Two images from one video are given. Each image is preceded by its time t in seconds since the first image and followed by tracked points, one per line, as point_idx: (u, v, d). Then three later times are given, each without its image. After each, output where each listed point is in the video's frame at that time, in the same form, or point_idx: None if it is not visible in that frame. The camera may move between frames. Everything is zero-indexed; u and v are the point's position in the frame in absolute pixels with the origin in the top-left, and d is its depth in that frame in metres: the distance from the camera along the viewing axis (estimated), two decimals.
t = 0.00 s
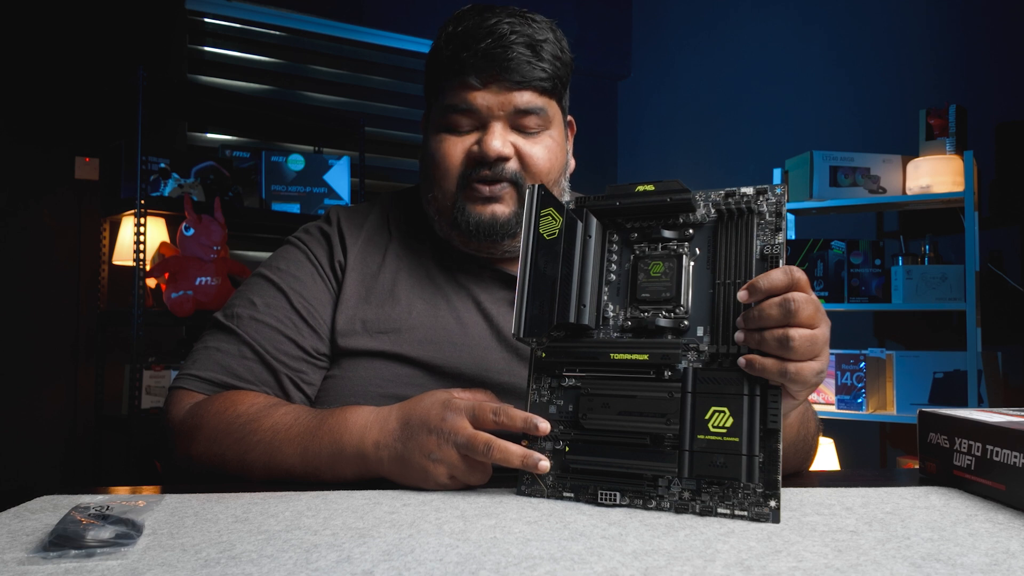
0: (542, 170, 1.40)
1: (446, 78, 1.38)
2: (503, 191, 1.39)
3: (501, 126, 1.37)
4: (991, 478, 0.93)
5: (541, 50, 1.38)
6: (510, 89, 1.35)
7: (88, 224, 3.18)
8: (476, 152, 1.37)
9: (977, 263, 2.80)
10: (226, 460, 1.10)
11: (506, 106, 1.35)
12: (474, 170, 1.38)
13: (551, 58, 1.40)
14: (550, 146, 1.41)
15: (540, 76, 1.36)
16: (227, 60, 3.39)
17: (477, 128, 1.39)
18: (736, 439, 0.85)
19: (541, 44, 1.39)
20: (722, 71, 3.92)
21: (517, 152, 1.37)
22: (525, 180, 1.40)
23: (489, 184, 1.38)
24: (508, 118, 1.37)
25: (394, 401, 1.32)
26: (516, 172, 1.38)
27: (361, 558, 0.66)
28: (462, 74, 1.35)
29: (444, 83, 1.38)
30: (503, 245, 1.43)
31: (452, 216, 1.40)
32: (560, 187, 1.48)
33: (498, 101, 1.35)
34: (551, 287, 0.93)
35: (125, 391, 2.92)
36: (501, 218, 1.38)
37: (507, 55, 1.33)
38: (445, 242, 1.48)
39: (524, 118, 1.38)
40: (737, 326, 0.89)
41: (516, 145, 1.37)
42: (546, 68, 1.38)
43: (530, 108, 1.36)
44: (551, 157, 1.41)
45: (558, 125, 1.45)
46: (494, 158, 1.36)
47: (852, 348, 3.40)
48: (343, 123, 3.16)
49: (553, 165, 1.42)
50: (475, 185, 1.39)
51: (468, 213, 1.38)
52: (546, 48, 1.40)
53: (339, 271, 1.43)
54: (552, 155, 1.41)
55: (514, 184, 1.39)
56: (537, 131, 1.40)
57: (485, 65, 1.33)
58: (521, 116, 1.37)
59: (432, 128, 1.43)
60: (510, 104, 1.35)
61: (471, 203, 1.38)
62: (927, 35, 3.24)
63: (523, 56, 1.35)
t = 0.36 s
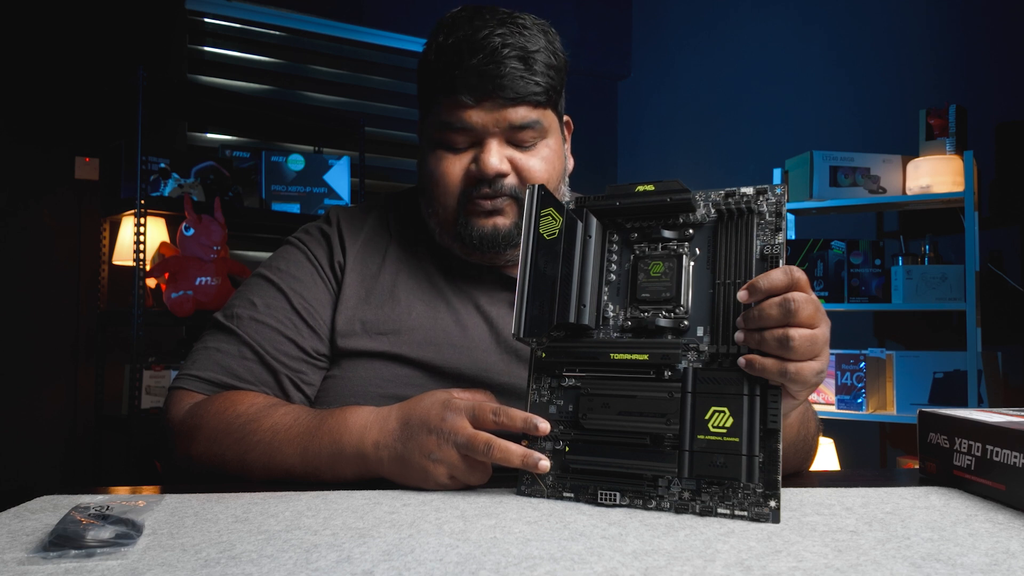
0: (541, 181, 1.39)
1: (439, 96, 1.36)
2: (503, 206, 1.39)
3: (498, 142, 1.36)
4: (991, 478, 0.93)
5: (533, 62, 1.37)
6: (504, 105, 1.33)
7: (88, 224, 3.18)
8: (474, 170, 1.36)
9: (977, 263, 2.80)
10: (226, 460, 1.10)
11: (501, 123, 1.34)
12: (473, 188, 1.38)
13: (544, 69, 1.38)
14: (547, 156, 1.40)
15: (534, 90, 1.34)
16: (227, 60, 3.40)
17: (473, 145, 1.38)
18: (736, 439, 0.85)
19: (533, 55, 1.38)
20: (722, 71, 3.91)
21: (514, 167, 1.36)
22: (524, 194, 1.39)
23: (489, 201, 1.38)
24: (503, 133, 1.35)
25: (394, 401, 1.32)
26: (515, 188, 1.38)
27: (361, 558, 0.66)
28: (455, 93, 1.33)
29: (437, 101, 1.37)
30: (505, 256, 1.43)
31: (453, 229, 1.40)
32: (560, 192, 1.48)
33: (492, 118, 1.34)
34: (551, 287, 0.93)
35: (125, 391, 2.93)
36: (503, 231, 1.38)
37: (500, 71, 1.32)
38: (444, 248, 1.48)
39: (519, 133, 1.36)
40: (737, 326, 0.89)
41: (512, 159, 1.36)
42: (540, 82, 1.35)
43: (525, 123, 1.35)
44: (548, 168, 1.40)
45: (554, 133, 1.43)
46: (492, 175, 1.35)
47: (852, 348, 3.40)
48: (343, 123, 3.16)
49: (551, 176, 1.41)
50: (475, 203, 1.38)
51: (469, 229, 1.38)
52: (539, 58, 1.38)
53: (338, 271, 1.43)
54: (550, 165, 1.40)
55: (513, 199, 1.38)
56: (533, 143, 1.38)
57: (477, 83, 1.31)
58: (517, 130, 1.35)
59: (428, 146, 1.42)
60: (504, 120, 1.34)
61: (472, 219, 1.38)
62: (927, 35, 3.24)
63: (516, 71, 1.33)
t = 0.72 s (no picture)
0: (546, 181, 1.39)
1: (442, 96, 1.36)
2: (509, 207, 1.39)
3: (503, 140, 1.36)
4: (991, 478, 0.93)
5: (538, 62, 1.37)
6: (509, 105, 1.33)
7: (88, 224, 3.17)
8: (480, 170, 1.36)
9: (977, 263, 2.80)
10: (217, 444, 1.10)
11: (505, 122, 1.34)
12: (479, 189, 1.37)
13: (548, 68, 1.38)
14: (551, 156, 1.40)
15: (539, 90, 1.35)
16: (227, 60, 3.40)
17: (477, 145, 1.38)
18: (736, 439, 0.85)
19: (537, 54, 1.38)
20: (722, 71, 3.91)
21: (519, 167, 1.36)
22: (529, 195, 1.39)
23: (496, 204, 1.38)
24: (508, 133, 1.35)
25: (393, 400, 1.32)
26: (520, 188, 1.37)
27: (361, 558, 0.66)
28: (459, 93, 1.33)
29: (441, 101, 1.37)
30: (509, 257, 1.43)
31: (458, 232, 1.40)
32: (564, 193, 1.48)
33: (497, 118, 1.34)
34: (551, 288, 0.93)
35: (125, 391, 2.93)
36: (508, 235, 1.38)
37: (505, 72, 1.32)
38: (445, 250, 1.47)
39: (523, 133, 1.36)
40: (737, 326, 0.89)
41: (517, 159, 1.36)
42: (544, 81, 1.36)
43: (530, 122, 1.35)
44: (553, 167, 1.40)
45: (558, 133, 1.43)
46: (498, 175, 1.35)
47: (852, 348, 3.40)
48: (343, 123, 3.16)
49: (555, 175, 1.41)
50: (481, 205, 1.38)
51: (475, 232, 1.37)
52: (542, 58, 1.38)
53: (335, 271, 1.43)
54: (554, 165, 1.40)
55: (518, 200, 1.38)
56: (537, 141, 1.38)
57: (482, 83, 1.32)
58: (521, 129, 1.35)
59: (432, 147, 1.42)
60: (509, 120, 1.34)
61: (477, 222, 1.38)
62: (927, 35, 3.24)
63: (521, 71, 1.33)
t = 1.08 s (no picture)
0: (554, 185, 1.39)
1: (452, 97, 1.36)
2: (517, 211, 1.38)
3: (512, 143, 1.36)
4: (991, 478, 0.93)
5: (548, 66, 1.37)
6: (520, 108, 1.33)
7: (88, 224, 3.17)
8: (489, 173, 1.36)
9: (977, 263, 2.80)
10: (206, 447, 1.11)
11: (516, 125, 1.34)
12: (487, 192, 1.37)
13: (558, 73, 1.39)
14: (559, 160, 1.40)
15: (549, 93, 1.35)
16: (227, 60, 3.40)
17: (486, 147, 1.37)
18: (736, 439, 0.85)
19: (548, 58, 1.38)
20: (722, 71, 3.91)
21: (528, 170, 1.36)
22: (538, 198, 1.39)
23: (505, 209, 1.37)
24: (518, 136, 1.35)
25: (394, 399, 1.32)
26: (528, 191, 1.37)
27: (361, 557, 0.66)
28: (470, 94, 1.33)
29: (451, 102, 1.36)
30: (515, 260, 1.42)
31: (466, 235, 1.40)
32: (570, 197, 1.47)
33: (508, 120, 1.34)
34: (551, 287, 0.93)
35: (125, 391, 2.93)
36: (516, 238, 1.38)
37: (517, 75, 1.32)
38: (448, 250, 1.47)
39: (533, 135, 1.36)
40: (737, 327, 0.89)
41: (526, 162, 1.36)
42: (555, 85, 1.36)
43: (540, 125, 1.35)
44: (561, 171, 1.40)
45: (566, 136, 1.43)
46: (507, 178, 1.35)
47: (852, 348, 3.40)
48: (343, 123, 3.16)
49: (563, 180, 1.41)
50: (490, 208, 1.37)
51: (482, 234, 1.37)
52: (553, 62, 1.39)
53: (333, 270, 1.43)
54: (562, 169, 1.40)
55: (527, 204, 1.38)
56: (546, 145, 1.38)
57: (494, 85, 1.31)
58: (531, 132, 1.35)
59: (440, 147, 1.41)
60: (519, 122, 1.34)
61: (485, 226, 1.38)
62: (927, 35, 3.24)
63: (532, 74, 1.33)
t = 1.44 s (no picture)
0: (556, 171, 1.39)
1: (464, 76, 1.38)
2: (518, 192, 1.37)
3: (518, 125, 1.36)
4: (991, 478, 0.93)
5: (561, 55, 1.40)
6: (530, 90, 1.35)
7: (88, 224, 3.17)
8: (492, 150, 1.35)
9: (976, 263, 2.81)
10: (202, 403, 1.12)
11: (525, 106, 1.35)
12: (490, 168, 1.36)
13: (570, 63, 1.41)
14: (564, 150, 1.40)
15: (559, 80, 1.37)
16: (227, 60, 3.40)
17: (493, 128, 1.38)
18: (736, 439, 0.85)
19: (560, 49, 1.41)
20: (722, 71, 3.91)
21: (532, 153, 1.36)
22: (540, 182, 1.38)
23: (504, 184, 1.36)
24: (526, 118, 1.36)
25: (395, 397, 1.32)
26: (531, 173, 1.36)
27: (361, 558, 0.66)
28: (481, 73, 1.35)
29: (462, 82, 1.38)
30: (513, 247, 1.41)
31: (466, 215, 1.38)
32: (572, 193, 1.47)
33: (518, 101, 1.35)
34: (551, 287, 0.93)
35: (124, 391, 2.93)
36: (514, 216, 1.35)
37: (529, 58, 1.34)
38: (451, 242, 1.46)
39: (540, 119, 1.37)
40: (737, 326, 0.89)
41: (531, 145, 1.36)
42: (565, 73, 1.39)
43: (548, 109, 1.37)
44: (565, 161, 1.40)
45: (573, 131, 1.44)
46: (510, 157, 1.34)
47: (852, 348, 3.40)
48: (343, 123, 3.16)
49: (566, 170, 1.40)
50: (490, 183, 1.36)
51: (482, 212, 1.36)
52: (566, 53, 1.41)
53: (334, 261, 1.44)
54: (566, 159, 1.40)
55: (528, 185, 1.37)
56: (552, 133, 1.39)
57: (505, 65, 1.34)
58: (539, 116, 1.37)
59: (447, 126, 1.41)
60: (529, 104, 1.35)
61: (485, 203, 1.36)
62: (927, 35, 3.25)
63: (543, 60, 1.36)
